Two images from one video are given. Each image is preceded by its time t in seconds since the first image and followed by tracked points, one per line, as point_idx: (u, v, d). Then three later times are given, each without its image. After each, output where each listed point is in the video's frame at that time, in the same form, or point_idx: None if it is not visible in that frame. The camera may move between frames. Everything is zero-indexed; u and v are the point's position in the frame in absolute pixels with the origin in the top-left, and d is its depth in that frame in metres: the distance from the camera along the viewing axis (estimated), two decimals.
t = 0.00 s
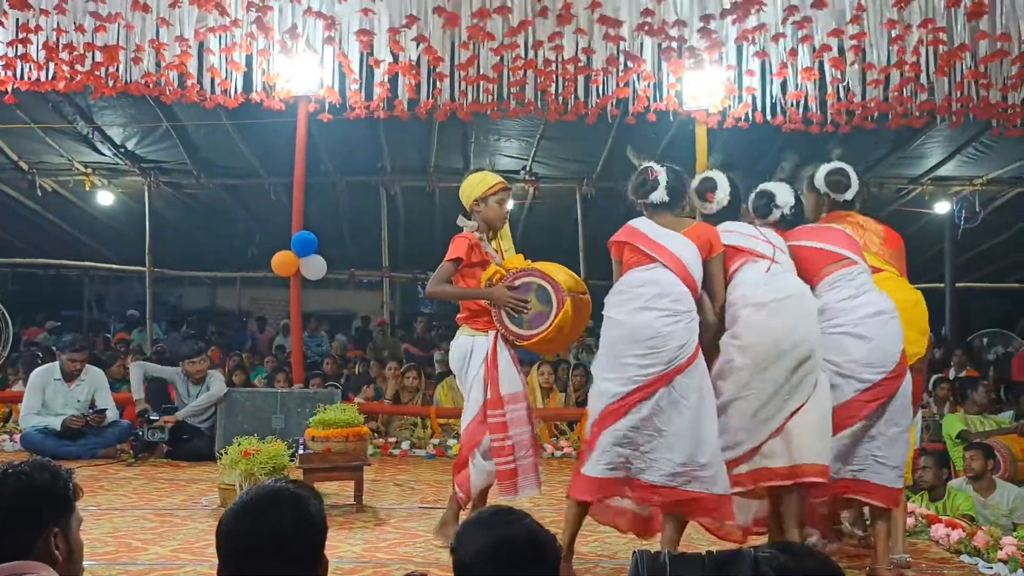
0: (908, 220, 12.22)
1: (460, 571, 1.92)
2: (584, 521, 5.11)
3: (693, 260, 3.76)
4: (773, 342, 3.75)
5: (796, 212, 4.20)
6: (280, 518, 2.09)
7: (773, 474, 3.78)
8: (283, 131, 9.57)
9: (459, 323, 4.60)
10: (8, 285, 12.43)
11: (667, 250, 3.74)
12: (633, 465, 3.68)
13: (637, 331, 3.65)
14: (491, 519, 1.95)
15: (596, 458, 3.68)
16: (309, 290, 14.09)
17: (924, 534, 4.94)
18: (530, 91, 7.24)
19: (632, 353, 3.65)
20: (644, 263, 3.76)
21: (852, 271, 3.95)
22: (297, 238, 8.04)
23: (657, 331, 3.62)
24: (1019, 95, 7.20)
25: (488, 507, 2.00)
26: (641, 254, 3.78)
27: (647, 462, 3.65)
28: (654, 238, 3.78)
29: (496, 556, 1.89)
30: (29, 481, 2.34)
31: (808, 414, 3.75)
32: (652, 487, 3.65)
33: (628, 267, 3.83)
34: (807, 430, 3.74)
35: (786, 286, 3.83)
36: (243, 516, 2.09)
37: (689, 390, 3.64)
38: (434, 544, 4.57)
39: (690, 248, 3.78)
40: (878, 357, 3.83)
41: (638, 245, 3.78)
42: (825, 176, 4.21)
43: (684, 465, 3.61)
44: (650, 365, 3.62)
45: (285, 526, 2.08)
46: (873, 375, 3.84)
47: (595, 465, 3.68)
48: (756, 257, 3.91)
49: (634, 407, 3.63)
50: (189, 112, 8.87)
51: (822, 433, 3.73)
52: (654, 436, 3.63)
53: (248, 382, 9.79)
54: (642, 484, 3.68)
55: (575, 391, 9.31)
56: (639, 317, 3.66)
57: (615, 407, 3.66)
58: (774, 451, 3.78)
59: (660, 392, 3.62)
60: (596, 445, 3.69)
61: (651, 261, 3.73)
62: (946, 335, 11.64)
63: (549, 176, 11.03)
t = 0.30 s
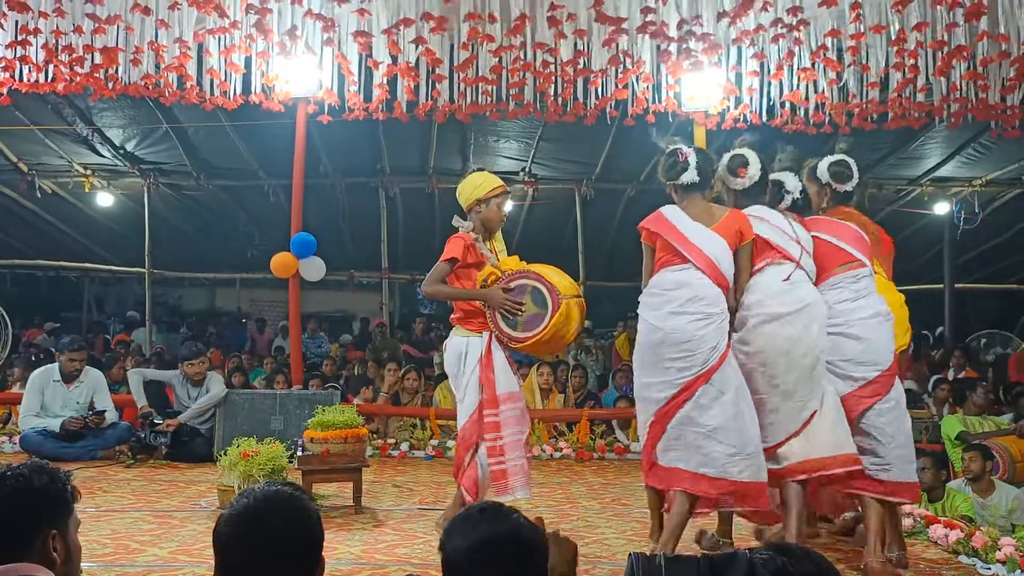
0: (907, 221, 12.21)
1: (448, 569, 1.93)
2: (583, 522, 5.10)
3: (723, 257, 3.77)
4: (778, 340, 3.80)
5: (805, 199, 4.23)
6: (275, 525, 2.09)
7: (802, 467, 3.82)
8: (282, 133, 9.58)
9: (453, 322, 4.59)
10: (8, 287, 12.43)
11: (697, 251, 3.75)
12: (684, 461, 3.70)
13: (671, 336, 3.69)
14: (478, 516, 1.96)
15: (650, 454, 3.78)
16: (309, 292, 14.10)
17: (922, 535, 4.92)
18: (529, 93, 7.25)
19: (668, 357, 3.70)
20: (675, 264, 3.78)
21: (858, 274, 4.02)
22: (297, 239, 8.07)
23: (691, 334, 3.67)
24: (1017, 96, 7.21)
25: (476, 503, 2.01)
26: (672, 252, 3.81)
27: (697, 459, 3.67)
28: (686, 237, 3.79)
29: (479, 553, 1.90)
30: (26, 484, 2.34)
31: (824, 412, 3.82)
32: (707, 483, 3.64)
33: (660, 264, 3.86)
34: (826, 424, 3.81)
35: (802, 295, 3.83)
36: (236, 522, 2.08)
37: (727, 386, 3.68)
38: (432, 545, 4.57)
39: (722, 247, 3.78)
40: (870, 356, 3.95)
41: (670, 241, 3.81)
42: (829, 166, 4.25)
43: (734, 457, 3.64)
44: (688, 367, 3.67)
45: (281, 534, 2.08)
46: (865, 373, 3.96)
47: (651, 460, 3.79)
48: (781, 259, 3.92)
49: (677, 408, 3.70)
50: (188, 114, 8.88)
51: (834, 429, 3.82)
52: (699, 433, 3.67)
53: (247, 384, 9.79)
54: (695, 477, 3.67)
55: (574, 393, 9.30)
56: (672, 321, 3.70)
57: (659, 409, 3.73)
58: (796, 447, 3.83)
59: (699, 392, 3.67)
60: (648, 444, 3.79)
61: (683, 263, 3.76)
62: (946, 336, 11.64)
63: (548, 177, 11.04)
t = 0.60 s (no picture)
0: (907, 221, 12.22)
1: (443, 565, 1.92)
2: (583, 523, 5.10)
3: (737, 277, 3.90)
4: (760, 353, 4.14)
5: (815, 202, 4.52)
6: (260, 526, 2.06)
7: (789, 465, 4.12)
8: (281, 134, 9.58)
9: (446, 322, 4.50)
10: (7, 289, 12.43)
11: (711, 269, 3.88)
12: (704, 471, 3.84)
13: (692, 356, 3.84)
14: (472, 509, 1.95)
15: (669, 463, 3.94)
16: (309, 293, 14.10)
17: (921, 535, 4.91)
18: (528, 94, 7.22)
19: (689, 375, 3.85)
20: (689, 283, 3.93)
21: (835, 294, 4.41)
22: (296, 240, 8.07)
23: (711, 354, 3.81)
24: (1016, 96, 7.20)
25: (471, 497, 2.00)
26: (685, 268, 3.94)
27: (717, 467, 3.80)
28: (698, 253, 3.92)
29: (474, 548, 1.89)
30: (24, 485, 2.34)
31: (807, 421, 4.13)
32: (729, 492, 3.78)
33: (675, 280, 4.00)
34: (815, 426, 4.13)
35: (787, 318, 4.12)
36: (219, 523, 2.05)
37: (745, 402, 3.83)
38: (431, 547, 4.56)
39: (734, 264, 3.90)
40: (833, 373, 4.35)
41: (682, 256, 3.94)
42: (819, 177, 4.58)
43: (754, 466, 3.79)
44: (708, 385, 3.82)
45: (266, 535, 2.06)
46: (826, 386, 4.37)
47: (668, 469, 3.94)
48: (777, 278, 4.16)
49: (697, 422, 3.84)
50: (187, 115, 8.88)
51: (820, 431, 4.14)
52: (719, 443, 3.81)
53: (247, 385, 9.79)
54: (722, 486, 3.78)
55: (574, 393, 9.30)
56: (693, 342, 3.84)
57: (679, 422, 3.88)
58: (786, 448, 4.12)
59: (720, 408, 3.82)
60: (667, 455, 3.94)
61: (697, 281, 3.89)
62: (945, 336, 11.64)
63: (547, 178, 11.03)
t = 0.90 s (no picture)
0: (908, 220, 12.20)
1: (436, 568, 1.91)
2: (584, 523, 5.08)
3: (779, 264, 3.84)
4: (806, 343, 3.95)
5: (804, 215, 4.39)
6: (241, 529, 2.03)
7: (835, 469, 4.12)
8: (281, 134, 9.57)
9: (453, 319, 4.42)
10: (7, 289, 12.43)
11: (755, 257, 3.79)
12: (754, 466, 3.70)
13: (746, 343, 3.69)
14: (465, 511, 1.94)
15: (710, 457, 3.80)
16: (309, 293, 14.09)
17: (923, 535, 4.89)
18: (529, 93, 7.19)
19: (741, 364, 3.70)
20: (730, 271, 3.80)
21: (862, 287, 4.42)
22: (296, 240, 8.04)
23: (764, 341, 3.69)
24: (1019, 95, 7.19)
25: (465, 498, 1.99)
26: (725, 258, 3.83)
27: (767, 459, 3.68)
28: (738, 242, 3.83)
29: (465, 551, 1.88)
30: (22, 485, 2.33)
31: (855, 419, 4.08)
32: (780, 485, 3.67)
33: (711, 272, 3.87)
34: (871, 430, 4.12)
35: (841, 306, 4.01)
36: (194, 523, 2.01)
37: (792, 390, 3.74)
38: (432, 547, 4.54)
39: (774, 252, 3.84)
40: (882, 365, 4.35)
41: (722, 247, 3.84)
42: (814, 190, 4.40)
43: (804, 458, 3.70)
44: (760, 373, 3.68)
45: (247, 538, 2.03)
46: (876, 381, 4.35)
47: (708, 463, 3.80)
48: (814, 269, 4.05)
49: (746, 412, 3.71)
50: (187, 114, 8.87)
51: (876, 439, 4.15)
52: (769, 434, 3.69)
53: (247, 385, 9.78)
54: (772, 480, 3.67)
55: (574, 393, 9.29)
56: (745, 328, 3.70)
57: (726, 415, 3.74)
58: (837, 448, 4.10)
59: (772, 398, 3.70)
60: (710, 448, 3.79)
61: (740, 269, 3.78)
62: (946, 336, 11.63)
63: (548, 177, 11.01)
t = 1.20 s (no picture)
0: (907, 220, 12.22)
1: (432, 567, 1.93)
2: (584, 522, 5.09)
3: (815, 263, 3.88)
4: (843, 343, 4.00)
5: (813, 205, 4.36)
6: (232, 527, 2.04)
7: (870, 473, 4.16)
8: (281, 133, 9.60)
9: (466, 321, 4.43)
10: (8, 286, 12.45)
11: (795, 255, 3.82)
12: (797, 467, 3.72)
13: (791, 342, 3.71)
14: (461, 511, 1.96)
15: (746, 458, 3.78)
16: (309, 291, 14.11)
17: (924, 536, 4.91)
18: (529, 92, 7.20)
19: (787, 363, 3.70)
20: (773, 268, 3.81)
21: (873, 285, 4.31)
22: (296, 239, 8.06)
23: (810, 340, 3.72)
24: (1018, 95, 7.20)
25: (463, 498, 2.01)
26: (765, 255, 3.84)
27: (811, 461, 3.72)
28: (777, 240, 3.85)
29: (462, 552, 1.89)
30: (25, 481, 2.35)
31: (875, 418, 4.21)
32: (823, 485, 3.72)
33: (749, 270, 3.86)
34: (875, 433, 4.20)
35: (865, 308, 4.09)
36: (183, 522, 2.02)
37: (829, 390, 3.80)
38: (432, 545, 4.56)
39: (812, 250, 3.89)
40: (895, 361, 4.28)
41: (761, 243, 3.85)
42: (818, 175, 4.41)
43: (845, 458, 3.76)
44: (805, 372, 3.70)
45: (239, 537, 2.04)
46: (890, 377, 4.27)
47: (744, 464, 3.78)
48: (836, 269, 4.12)
49: (789, 413, 3.72)
50: (188, 113, 8.89)
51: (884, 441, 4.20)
52: (811, 435, 3.73)
53: (247, 383, 9.79)
54: (815, 483, 3.72)
55: (574, 392, 9.32)
56: (791, 327, 3.72)
57: (767, 416, 3.73)
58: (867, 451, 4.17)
59: (812, 398, 3.74)
60: (748, 449, 3.78)
61: (782, 267, 3.80)
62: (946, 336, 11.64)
63: (548, 176, 11.03)
